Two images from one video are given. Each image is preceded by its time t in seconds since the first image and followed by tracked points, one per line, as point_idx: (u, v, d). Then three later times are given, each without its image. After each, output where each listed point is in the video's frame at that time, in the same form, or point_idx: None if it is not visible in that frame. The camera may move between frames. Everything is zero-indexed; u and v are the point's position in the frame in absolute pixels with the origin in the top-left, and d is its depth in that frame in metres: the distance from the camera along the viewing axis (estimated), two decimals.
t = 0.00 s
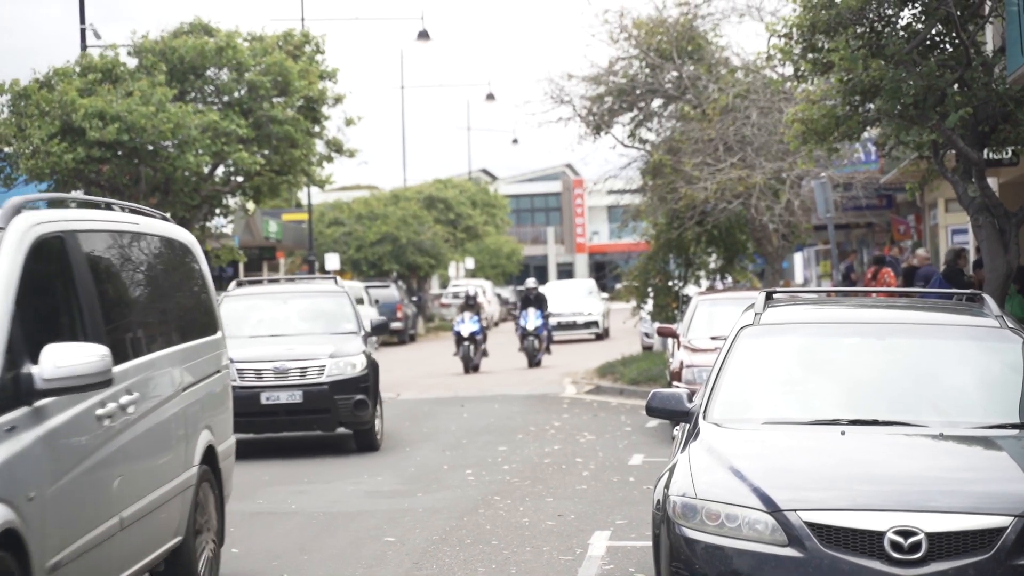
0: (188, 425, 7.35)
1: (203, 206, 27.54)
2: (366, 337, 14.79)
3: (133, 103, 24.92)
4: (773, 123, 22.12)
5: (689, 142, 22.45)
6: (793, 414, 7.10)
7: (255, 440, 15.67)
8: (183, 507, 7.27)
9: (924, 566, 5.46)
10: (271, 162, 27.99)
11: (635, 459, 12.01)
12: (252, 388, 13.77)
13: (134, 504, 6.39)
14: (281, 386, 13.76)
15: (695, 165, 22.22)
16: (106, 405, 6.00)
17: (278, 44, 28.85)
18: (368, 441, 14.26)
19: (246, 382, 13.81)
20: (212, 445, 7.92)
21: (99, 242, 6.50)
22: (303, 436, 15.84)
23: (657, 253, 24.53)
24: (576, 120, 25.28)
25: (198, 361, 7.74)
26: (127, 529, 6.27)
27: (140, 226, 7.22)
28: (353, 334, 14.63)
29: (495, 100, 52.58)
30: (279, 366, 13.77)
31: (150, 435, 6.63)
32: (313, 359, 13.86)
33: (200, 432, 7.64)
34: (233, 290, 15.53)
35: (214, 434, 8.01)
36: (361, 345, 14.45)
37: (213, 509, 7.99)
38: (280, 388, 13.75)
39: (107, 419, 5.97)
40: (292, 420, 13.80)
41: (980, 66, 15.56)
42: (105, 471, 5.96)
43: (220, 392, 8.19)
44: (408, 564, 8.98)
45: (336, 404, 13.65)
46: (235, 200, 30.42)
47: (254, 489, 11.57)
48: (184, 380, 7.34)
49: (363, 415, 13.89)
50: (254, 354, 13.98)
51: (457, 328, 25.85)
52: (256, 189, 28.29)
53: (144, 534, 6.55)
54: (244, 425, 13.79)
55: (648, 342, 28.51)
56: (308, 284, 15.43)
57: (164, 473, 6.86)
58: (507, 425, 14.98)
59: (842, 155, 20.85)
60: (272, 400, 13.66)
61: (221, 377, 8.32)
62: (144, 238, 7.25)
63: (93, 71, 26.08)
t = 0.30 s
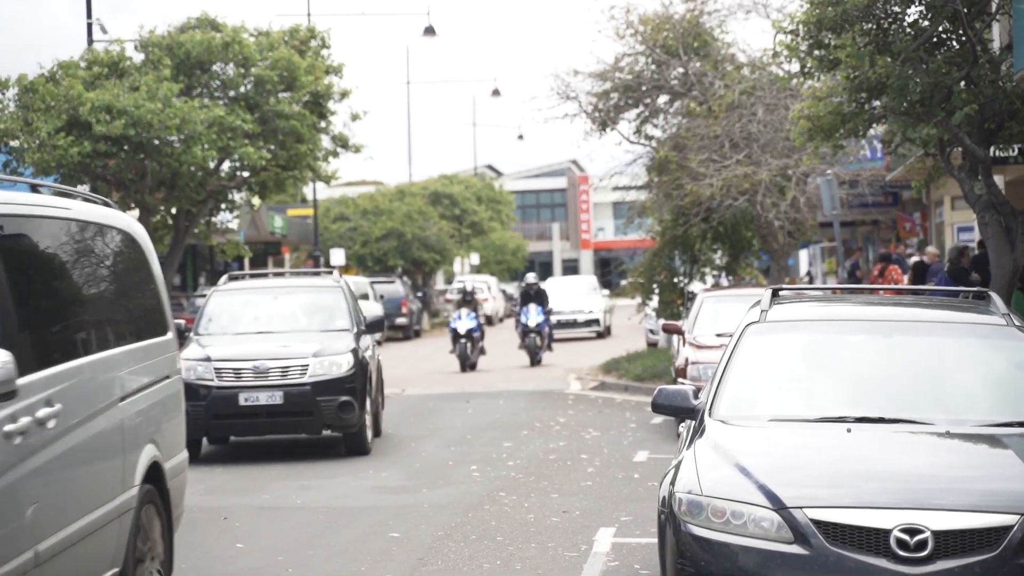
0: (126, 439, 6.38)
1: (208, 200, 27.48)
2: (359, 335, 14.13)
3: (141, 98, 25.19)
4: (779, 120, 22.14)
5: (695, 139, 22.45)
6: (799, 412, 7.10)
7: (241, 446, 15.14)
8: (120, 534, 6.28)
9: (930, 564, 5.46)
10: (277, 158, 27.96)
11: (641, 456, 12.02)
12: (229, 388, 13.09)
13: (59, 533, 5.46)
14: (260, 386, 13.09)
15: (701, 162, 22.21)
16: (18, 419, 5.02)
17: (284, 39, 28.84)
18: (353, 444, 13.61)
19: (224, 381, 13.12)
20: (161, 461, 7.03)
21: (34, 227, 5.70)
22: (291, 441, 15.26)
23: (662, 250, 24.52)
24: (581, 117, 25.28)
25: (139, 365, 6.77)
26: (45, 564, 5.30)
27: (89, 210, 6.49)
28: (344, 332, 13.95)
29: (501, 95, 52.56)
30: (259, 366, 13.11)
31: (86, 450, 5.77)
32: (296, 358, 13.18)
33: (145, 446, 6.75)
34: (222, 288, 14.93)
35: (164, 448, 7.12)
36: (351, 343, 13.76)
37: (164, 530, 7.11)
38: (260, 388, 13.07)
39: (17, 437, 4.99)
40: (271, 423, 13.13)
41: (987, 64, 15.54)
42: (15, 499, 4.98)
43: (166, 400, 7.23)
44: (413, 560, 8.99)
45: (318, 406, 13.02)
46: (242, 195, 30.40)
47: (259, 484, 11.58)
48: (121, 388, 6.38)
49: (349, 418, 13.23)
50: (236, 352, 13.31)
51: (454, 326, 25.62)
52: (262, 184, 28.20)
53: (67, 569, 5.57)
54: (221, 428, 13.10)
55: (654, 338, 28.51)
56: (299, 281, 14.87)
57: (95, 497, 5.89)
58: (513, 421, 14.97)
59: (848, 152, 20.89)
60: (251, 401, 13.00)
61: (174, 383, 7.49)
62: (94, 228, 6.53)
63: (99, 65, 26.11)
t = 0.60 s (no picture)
0: (60, 459, 5.77)
1: (220, 202, 27.44)
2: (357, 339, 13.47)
3: (154, 100, 25.00)
4: (792, 123, 22.00)
5: (706, 141, 22.44)
6: (810, 414, 7.10)
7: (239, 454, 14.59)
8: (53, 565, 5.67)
9: (942, 567, 5.45)
10: (289, 160, 27.65)
11: (652, 457, 12.03)
12: (217, 395, 12.44)
13: None
14: (250, 393, 12.43)
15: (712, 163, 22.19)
16: None
17: (296, 41, 28.88)
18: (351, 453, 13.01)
19: (212, 387, 12.47)
20: (107, 488, 6.46)
21: None
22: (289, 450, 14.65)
23: (673, 252, 24.53)
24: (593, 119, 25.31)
25: (78, 377, 6.18)
26: None
27: (22, 203, 5.95)
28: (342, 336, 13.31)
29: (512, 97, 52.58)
30: (248, 371, 12.43)
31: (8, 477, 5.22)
32: (287, 363, 12.52)
33: (86, 469, 6.16)
34: (219, 287, 14.24)
35: (110, 475, 6.55)
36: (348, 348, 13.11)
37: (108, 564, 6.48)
38: (249, 395, 12.42)
39: None
40: (262, 431, 12.48)
41: (1000, 65, 15.49)
42: None
43: (110, 414, 6.63)
44: (424, 561, 9.00)
45: (311, 414, 12.39)
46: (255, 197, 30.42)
47: (269, 486, 11.61)
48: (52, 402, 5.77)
49: (344, 426, 12.59)
50: (226, 356, 12.67)
51: (459, 327, 25.43)
52: (274, 186, 28.05)
53: None
54: (208, 436, 12.46)
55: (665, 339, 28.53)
56: (299, 282, 14.16)
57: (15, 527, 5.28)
58: (524, 423, 14.98)
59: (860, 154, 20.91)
60: (240, 409, 12.35)
61: (123, 396, 6.91)
62: (32, 222, 6.04)
63: (110, 66, 26.35)
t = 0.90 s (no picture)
0: None
1: (230, 198, 27.48)
2: (352, 338, 12.66)
3: (164, 97, 24.91)
4: (800, 120, 22.15)
5: (715, 138, 22.42)
6: (819, 411, 7.12)
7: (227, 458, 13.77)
8: None
9: (950, 565, 5.46)
10: (298, 156, 27.63)
11: (660, 454, 12.02)
12: (198, 397, 11.53)
13: None
14: (233, 395, 11.51)
15: (721, 161, 22.15)
16: None
17: (305, 38, 28.94)
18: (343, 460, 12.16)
19: (193, 389, 11.56)
20: (18, 521, 5.60)
21: None
22: (279, 453, 13.79)
23: (681, 249, 24.57)
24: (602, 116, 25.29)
25: None
26: None
27: None
28: (335, 336, 12.48)
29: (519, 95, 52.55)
30: (230, 372, 11.53)
31: None
32: (273, 364, 11.63)
33: None
34: (205, 282, 13.48)
35: (23, 504, 5.70)
36: (342, 348, 12.25)
37: None
38: (231, 398, 11.51)
39: None
40: (247, 437, 11.61)
41: (1009, 63, 15.48)
42: None
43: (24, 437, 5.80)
44: (433, 557, 9.02)
45: (299, 420, 11.53)
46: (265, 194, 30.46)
47: (277, 483, 11.63)
48: None
49: (334, 432, 11.73)
50: (208, 356, 11.75)
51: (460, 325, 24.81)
52: (283, 182, 28.01)
53: None
54: (188, 441, 11.56)
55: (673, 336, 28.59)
56: (289, 278, 13.41)
57: None
58: (531, 419, 14.99)
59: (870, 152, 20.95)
60: (222, 413, 11.44)
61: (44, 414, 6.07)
62: None
63: (120, 63, 26.38)
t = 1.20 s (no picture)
0: None
1: (233, 194, 27.49)
2: (343, 337, 11.91)
3: (167, 93, 24.89)
4: (805, 116, 22.17)
5: (719, 134, 22.39)
6: (824, 407, 7.11)
7: (213, 465, 13.09)
8: None
9: (954, 561, 5.46)
10: (302, 153, 27.60)
11: (665, 451, 12.02)
12: (175, 401, 10.81)
13: None
14: (212, 399, 10.78)
15: (725, 157, 22.13)
16: None
17: (309, 34, 28.89)
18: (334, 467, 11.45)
19: (170, 393, 10.84)
20: None
21: None
22: (268, 459, 13.08)
23: (686, 245, 24.57)
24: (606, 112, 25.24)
25: None
26: None
27: None
28: (325, 335, 11.74)
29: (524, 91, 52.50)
30: (210, 373, 10.79)
31: None
32: (256, 365, 10.87)
33: None
34: (189, 277, 12.75)
35: None
36: (331, 347, 11.51)
37: None
38: (211, 402, 10.78)
39: None
40: (228, 443, 10.87)
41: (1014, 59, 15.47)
42: None
43: None
44: (437, 553, 9.02)
45: (282, 426, 10.78)
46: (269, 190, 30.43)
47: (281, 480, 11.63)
48: None
49: (321, 438, 10.96)
50: (186, 356, 11.03)
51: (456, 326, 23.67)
52: (287, 178, 27.99)
53: None
54: (166, 447, 10.84)
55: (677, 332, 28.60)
56: (278, 273, 12.67)
57: None
58: (535, 416, 14.99)
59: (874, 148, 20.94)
60: (200, 417, 10.72)
61: None
62: None
63: (124, 60, 26.36)
